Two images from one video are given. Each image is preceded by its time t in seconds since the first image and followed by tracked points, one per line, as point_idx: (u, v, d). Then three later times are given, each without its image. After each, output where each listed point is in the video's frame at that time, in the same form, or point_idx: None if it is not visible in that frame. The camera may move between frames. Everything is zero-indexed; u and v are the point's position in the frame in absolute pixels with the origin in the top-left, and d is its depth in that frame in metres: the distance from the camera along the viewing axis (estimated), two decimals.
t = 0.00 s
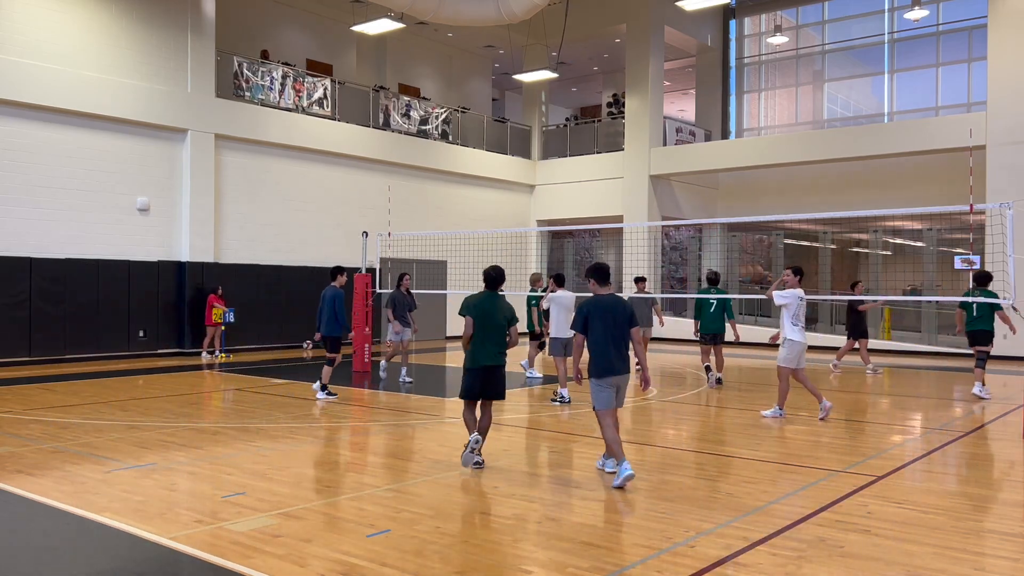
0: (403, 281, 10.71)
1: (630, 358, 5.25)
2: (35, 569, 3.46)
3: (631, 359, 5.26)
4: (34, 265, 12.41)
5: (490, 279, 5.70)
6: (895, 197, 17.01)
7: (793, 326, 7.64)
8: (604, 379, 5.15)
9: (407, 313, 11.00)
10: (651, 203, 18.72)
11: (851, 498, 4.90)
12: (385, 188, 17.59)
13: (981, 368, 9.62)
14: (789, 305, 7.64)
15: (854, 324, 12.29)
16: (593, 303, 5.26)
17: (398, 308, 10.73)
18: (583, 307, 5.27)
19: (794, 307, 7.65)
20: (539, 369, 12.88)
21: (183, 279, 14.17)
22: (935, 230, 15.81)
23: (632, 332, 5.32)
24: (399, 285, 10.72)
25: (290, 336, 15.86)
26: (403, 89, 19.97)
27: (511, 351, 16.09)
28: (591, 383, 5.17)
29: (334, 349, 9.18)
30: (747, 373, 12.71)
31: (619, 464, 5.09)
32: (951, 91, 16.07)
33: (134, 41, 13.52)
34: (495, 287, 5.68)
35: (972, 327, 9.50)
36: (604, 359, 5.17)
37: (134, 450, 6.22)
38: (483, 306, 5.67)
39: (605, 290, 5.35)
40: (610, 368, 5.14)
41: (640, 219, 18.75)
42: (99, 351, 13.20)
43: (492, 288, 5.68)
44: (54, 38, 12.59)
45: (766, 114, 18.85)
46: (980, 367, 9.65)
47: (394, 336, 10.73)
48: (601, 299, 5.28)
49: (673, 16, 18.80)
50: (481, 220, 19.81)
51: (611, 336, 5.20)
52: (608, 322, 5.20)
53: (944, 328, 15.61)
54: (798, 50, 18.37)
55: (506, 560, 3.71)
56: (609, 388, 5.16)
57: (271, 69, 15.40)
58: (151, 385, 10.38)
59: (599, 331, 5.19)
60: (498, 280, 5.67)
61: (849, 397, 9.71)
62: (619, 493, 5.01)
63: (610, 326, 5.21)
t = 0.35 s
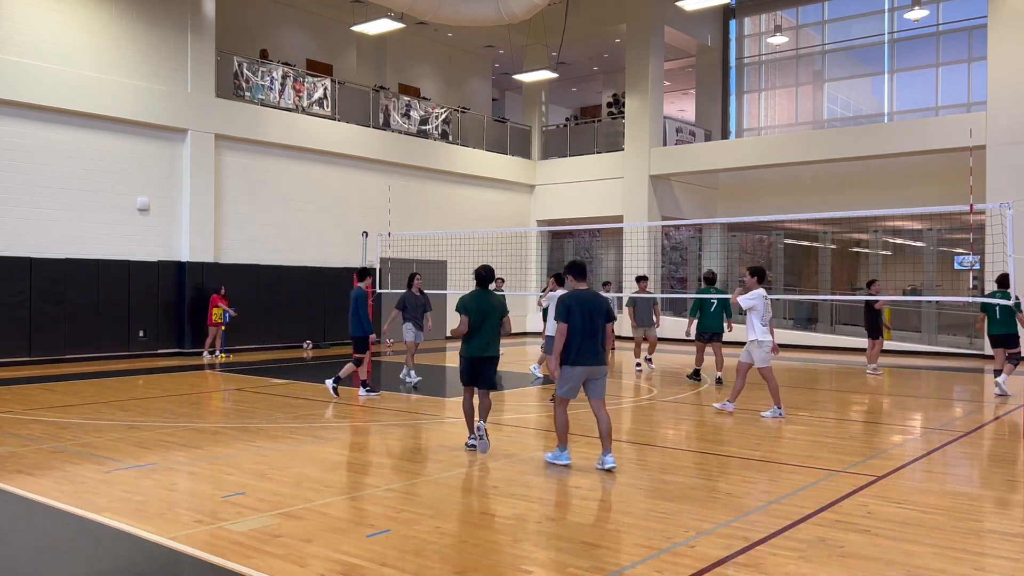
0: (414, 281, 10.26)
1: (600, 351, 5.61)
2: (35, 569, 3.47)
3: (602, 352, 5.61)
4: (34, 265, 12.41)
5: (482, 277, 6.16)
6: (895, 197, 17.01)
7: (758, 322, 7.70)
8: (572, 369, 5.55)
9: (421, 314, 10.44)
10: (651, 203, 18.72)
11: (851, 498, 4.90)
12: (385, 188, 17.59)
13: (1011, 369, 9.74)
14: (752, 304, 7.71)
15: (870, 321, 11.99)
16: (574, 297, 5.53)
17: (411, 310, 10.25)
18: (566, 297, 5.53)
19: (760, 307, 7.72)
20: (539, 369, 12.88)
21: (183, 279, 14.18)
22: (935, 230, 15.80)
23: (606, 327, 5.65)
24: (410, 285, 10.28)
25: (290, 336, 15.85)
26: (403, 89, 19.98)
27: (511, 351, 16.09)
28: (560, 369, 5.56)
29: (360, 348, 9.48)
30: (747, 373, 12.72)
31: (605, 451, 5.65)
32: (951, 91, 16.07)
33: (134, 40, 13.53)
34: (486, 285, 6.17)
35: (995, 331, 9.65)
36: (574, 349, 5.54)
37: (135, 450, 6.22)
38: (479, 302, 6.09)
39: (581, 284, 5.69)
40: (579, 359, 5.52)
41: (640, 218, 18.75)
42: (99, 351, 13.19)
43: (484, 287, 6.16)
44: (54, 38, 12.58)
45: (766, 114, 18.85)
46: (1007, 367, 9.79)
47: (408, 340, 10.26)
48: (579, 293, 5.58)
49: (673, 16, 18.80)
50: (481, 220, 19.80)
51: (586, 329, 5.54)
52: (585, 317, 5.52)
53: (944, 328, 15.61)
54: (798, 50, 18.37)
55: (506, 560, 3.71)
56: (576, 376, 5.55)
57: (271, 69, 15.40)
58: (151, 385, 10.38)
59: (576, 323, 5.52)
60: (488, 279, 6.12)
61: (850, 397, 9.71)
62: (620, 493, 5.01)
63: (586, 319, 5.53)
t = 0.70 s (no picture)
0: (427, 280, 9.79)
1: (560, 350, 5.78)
2: (35, 569, 3.47)
3: (562, 352, 5.80)
4: (34, 265, 12.41)
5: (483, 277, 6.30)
6: (895, 197, 17.02)
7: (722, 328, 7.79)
8: (532, 368, 5.73)
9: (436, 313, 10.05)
10: (651, 202, 18.72)
11: (851, 498, 4.90)
12: (385, 188, 17.58)
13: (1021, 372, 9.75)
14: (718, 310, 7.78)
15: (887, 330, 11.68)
16: (531, 301, 5.76)
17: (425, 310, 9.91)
18: (522, 303, 5.78)
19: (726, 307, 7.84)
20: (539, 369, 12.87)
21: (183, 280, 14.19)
22: (935, 230, 15.81)
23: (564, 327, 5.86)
24: (422, 285, 9.82)
25: (290, 336, 15.86)
26: (403, 89, 19.98)
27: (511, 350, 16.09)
28: (521, 370, 5.77)
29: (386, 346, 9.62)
30: (747, 372, 12.71)
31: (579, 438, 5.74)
32: (951, 91, 16.07)
33: (134, 40, 13.53)
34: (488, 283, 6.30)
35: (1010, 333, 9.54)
36: (534, 351, 5.75)
37: (134, 450, 6.22)
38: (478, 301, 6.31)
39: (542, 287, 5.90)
40: (538, 358, 5.71)
41: (640, 218, 18.75)
42: (99, 351, 13.20)
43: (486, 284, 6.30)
44: (53, 38, 12.58)
45: (766, 114, 18.85)
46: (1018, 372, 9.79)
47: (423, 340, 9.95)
48: (537, 296, 5.81)
49: (673, 16, 18.80)
50: (481, 220, 19.80)
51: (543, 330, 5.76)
52: (542, 319, 5.72)
53: (944, 328, 15.62)
54: (798, 50, 18.37)
55: (506, 560, 3.71)
56: (537, 377, 5.75)
57: (271, 69, 15.40)
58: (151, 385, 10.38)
59: (535, 326, 5.75)
60: (489, 278, 6.26)
61: (850, 397, 9.71)
62: (620, 493, 5.01)
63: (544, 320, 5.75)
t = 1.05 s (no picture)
0: (446, 280, 9.59)
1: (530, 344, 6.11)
2: (34, 569, 3.47)
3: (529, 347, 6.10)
4: (34, 265, 12.41)
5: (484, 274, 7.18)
6: (895, 197, 17.01)
7: (690, 333, 7.96)
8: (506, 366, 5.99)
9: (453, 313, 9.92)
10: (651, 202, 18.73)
11: (851, 498, 4.90)
12: (385, 188, 17.59)
13: None
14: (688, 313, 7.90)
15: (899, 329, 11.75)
16: (502, 302, 6.08)
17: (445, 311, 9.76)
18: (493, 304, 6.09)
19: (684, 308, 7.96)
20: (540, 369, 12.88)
21: (183, 279, 14.19)
22: (935, 230, 15.82)
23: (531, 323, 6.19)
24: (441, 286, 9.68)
25: (290, 336, 15.87)
26: (403, 89, 19.99)
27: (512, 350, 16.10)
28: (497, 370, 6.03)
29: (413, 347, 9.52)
30: (747, 372, 12.72)
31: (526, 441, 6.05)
32: (950, 91, 16.08)
33: (134, 40, 13.53)
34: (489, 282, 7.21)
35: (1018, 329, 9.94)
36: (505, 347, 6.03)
37: (134, 450, 6.22)
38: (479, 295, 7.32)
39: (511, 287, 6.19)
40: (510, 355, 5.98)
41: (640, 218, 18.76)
42: (99, 352, 13.20)
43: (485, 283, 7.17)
44: (54, 38, 12.59)
45: (766, 114, 18.86)
46: None
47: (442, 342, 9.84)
48: (508, 297, 6.12)
49: (673, 16, 18.81)
50: (481, 220, 19.80)
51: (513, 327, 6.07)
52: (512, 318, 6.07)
53: (944, 328, 15.62)
54: (798, 50, 18.37)
55: (507, 560, 3.71)
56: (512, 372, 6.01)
57: (271, 69, 15.41)
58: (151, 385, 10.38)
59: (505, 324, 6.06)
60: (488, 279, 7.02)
61: (850, 397, 9.71)
62: (619, 493, 5.01)
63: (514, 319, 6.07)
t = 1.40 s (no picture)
0: (463, 281, 9.35)
1: (502, 344, 6.42)
2: (34, 569, 3.47)
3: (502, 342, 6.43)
4: (34, 265, 12.41)
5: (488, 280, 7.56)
6: (895, 197, 17.01)
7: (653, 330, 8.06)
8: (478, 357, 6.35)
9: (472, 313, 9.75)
10: (651, 202, 18.72)
11: (850, 498, 4.90)
12: (385, 188, 17.58)
13: None
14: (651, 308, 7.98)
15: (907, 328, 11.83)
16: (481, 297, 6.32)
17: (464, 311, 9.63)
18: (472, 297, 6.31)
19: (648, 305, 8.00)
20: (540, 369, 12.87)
21: (183, 279, 14.19)
22: (935, 230, 15.82)
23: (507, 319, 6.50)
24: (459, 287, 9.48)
25: (290, 336, 15.87)
26: (403, 89, 19.99)
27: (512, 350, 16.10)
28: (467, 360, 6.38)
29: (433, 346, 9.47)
30: (747, 373, 12.72)
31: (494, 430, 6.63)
32: (950, 91, 16.08)
33: (134, 40, 13.53)
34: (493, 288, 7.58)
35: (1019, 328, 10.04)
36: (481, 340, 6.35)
37: (134, 451, 6.22)
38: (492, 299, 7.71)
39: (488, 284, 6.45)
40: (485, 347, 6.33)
41: (640, 218, 18.75)
42: (99, 351, 13.20)
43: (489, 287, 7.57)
44: (53, 38, 12.59)
45: (766, 114, 18.86)
46: None
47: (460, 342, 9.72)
48: (485, 292, 6.37)
49: (673, 16, 18.81)
50: (481, 220, 19.80)
51: (488, 326, 6.36)
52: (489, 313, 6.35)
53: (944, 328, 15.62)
54: (798, 50, 18.37)
55: (506, 560, 3.71)
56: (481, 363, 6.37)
57: (271, 69, 15.41)
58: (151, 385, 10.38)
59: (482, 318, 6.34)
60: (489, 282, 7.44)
61: (850, 397, 9.70)
62: (619, 493, 5.01)
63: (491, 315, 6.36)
